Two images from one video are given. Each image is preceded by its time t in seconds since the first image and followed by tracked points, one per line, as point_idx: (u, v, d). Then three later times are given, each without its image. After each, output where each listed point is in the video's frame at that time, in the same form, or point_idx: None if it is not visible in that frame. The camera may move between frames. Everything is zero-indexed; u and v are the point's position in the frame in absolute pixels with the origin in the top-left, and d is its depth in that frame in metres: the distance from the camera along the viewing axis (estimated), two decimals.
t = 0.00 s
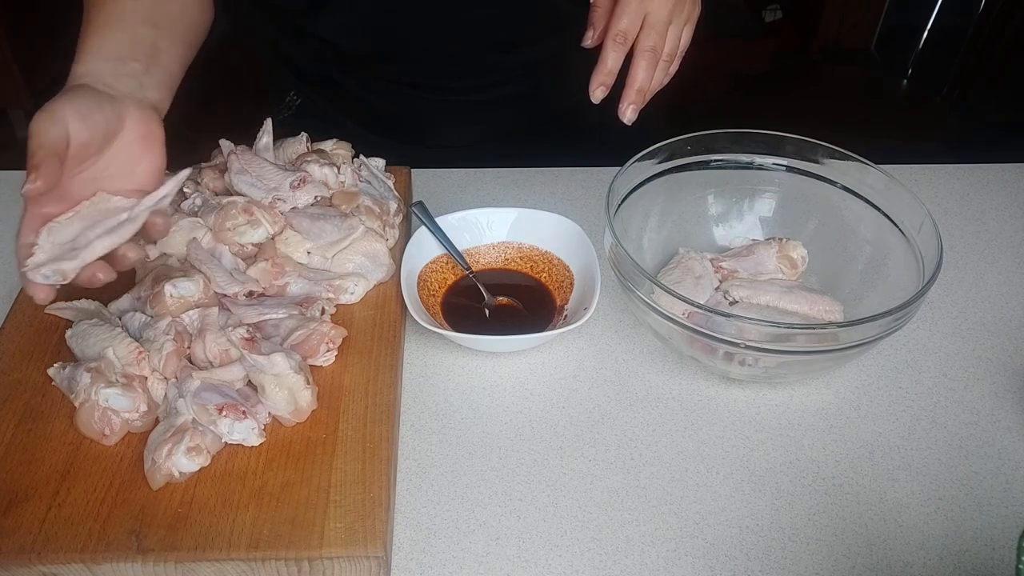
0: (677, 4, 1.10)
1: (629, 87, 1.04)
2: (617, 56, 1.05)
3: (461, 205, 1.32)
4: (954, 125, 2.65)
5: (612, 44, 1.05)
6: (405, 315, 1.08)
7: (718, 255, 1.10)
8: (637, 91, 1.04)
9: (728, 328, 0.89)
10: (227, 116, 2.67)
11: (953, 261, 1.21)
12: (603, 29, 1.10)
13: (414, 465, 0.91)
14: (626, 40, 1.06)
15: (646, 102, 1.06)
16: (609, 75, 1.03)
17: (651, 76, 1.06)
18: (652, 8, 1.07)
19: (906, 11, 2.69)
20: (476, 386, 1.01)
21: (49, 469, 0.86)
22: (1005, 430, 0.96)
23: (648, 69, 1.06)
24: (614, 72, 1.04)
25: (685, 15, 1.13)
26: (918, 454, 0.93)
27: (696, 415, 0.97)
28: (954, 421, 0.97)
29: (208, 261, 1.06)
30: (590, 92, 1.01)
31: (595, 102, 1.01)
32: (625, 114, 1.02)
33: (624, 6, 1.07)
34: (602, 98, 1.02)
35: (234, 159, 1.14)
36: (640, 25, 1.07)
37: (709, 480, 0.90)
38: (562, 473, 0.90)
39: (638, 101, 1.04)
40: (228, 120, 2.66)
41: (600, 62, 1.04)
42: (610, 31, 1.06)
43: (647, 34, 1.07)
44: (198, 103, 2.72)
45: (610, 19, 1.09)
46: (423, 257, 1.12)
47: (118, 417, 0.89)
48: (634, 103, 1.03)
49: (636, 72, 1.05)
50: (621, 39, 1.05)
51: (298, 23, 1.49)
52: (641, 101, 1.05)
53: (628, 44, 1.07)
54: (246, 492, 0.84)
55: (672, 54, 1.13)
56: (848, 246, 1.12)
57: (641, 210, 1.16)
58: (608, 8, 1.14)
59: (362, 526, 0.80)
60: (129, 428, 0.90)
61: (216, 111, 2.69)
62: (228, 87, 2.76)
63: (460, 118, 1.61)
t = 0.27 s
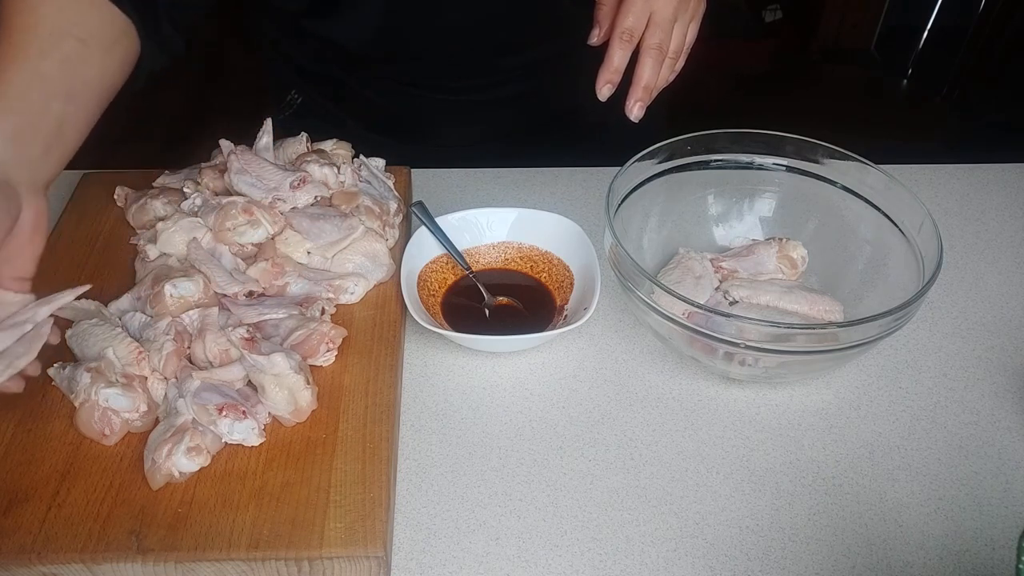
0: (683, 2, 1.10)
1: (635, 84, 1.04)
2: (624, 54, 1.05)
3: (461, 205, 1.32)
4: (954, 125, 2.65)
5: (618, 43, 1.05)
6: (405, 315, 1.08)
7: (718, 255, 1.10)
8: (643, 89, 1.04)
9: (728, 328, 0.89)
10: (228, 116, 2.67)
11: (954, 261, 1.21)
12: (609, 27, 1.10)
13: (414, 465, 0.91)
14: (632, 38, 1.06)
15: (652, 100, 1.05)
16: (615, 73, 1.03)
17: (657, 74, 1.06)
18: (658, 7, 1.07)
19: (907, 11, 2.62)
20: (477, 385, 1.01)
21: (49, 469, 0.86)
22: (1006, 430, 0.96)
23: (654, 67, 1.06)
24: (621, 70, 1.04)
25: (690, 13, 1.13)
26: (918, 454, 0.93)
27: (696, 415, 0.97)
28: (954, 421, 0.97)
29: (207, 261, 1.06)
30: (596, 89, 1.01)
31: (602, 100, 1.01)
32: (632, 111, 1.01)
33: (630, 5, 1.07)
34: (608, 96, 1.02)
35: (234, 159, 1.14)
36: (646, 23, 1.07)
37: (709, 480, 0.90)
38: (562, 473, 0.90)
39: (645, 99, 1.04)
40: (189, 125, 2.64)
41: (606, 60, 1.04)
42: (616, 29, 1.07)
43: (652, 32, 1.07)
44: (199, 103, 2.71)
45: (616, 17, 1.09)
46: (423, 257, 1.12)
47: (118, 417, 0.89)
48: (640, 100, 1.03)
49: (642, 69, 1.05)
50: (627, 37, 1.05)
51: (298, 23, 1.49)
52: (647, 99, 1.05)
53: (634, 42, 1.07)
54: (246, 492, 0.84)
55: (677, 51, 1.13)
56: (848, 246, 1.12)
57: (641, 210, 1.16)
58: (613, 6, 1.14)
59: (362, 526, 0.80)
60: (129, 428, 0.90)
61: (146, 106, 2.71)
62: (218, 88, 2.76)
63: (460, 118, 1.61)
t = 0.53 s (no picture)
0: (679, 2, 1.10)
1: (631, 84, 1.04)
2: (619, 54, 1.05)
3: (461, 205, 1.32)
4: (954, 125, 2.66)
5: (614, 43, 1.05)
6: (405, 316, 1.08)
7: (718, 255, 1.10)
8: (639, 89, 1.04)
9: (728, 328, 0.89)
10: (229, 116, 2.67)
11: (954, 261, 1.21)
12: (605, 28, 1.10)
13: (414, 465, 0.91)
14: (628, 38, 1.06)
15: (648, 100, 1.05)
16: (611, 73, 1.03)
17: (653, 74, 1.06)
18: (653, 7, 1.07)
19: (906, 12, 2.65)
20: (476, 385, 1.01)
21: (50, 469, 0.86)
22: (1005, 430, 0.96)
23: (649, 67, 1.06)
24: (616, 70, 1.04)
25: (687, 13, 1.13)
26: (918, 454, 0.93)
27: (696, 415, 0.97)
28: (954, 421, 0.97)
29: (208, 261, 1.06)
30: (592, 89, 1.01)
31: (598, 100, 1.01)
32: (627, 111, 1.01)
33: (625, 5, 1.07)
34: (604, 96, 1.02)
35: (234, 159, 1.14)
36: (642, 24, 1.07)
37: (709, 480, 0.90)
38: (562, 473, 0.90)
39: (640, 100, 1.04)
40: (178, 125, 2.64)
41: (602, 60, 1.04)
42: (611, 29, 1.07)
43: (648, 32, 1.07)
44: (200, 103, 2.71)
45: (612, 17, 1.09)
46: (423, 257, 1.12)
47: (118, 417, 0.89)
48: (636, 100, 1.03)
49: (637, 69, 1.05)
50: (622, 37, 1.05)
51: (298, 23, 1.49)
52: (643, 99, 1.05)
53: (630, 42, 1.07)
54: (246, 492, 0.84)
55: (674, 52, 1.13)
56: (848, 246, 1.12)
57: (641, 210, 1.16)
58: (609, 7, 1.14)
59: (362, 527, 0.80)
60: (129, 428, 0.90)
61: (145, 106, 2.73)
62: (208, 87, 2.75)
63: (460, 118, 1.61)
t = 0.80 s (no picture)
0: (679, 7, 1.10)
1: (631, 91, 1.05)
2: (619, 61, 1.06)
3: (461, 205, 1.32)
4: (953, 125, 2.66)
5: (614, 49, 1.05)
6: (405, 316, 1.08)
7: (718, 255, 1.10)
8: (639, 96, 1.05)
9: (728, 328, 0.89)
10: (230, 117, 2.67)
11: (953, 261, 1.21)
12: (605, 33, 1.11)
13: (414, 465, 0.91)
14: (628, 44, 1.06)
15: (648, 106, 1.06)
16: (611, 79, 1.04)
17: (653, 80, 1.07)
18: (653, 13, 1.06)
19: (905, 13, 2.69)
20: (476, 385, 1.01)
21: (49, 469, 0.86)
22: (1005, 430, 0.96)
23: (650, 73, 1.06)
24: (616, 77, 1.04)
25: (687, 18, 1.13)
26: (918, 454, 0.93)
27: (696, 415, 0.97)
28: (954, 421, 0.97)
29: (208, 262, 1.05)
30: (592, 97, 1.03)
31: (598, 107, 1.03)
32: (627, 118, 1.02)
33: (625, 11, 1.07)
34: (604, 103, 1.02)
35: (234, 159, 1.14)
36: (642, 29, 1.07)
37: (709, 480, 0.90)
38: (561, 473, 0.90)
39: (640, 106, 1.04)
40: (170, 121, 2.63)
41: (601, 67, 1.04)
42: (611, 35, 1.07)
43: (648, 37, 1.07)
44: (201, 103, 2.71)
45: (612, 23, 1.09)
46: (423, 257, 1.12)
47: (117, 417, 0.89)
48: (636, 107, 1.04)
49: (638, 76, 1.05)
50: (622, 43, 1.06)
51: (298, 24, 1.49)
52: (643, 105, 1.05)
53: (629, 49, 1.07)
54: (247, 492, 0.84)
55: (674, 56, 1.14)
56: (848, 246, 1.12)
57: (641, 210, 1.16)
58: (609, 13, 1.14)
59: (362, 527, 0.80)
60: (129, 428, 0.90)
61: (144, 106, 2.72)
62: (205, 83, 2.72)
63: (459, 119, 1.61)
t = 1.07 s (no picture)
0: (683, 9, 1.10)
1: (636, 93, 1.05)
2: (624, 63, 1.06)
3: (461, 205, 1.32)
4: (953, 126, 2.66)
5: (618, 51, 1.06)
6: (405, 316, 1.08)
7: (718, 255, 1.10)
8: (644, 97, 1.04)
9: (728, 328, 0.89)
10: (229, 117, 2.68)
11: (953, 261, 1.21)
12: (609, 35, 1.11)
13: (414, 465, 0.91)
14: (632, 46, 1.07)
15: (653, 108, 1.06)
16: (616, 81, 1.04)
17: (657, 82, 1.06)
18: (657, 14, 1.07)
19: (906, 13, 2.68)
20: (476, 385, 1.01)
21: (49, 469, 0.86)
22: (1005, 430, 0.96)
23: (654, 75, 1.06)
24: (621, 78, 1.04)
25: (690, 20, 1.13)
26: (918, 454, 0.93)
27: (696, 415, 0.97)
28: (954, 421, 0.97)
29: (208, 262, 1.06)
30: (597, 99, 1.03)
31: (603, 108, 1.02)
32: (632, 119, 1.02)
33: (629, 13, 1.07)
34: (608, 105, 1.02)
35: (234, 159, 1.14)
36: (646, 31, 1.07)
37: (709, 479, 0.90)
38: (562, 473, 0.90)
39: (645, 107, 1.04)
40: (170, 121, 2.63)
41: (606, 68, 1.04)
42: (616, 37, 1.07)
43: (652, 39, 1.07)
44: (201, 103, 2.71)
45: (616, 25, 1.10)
46: (423, 257, 1.12)
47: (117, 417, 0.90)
48: (640, 108, 1.04)
49: (642, 78, 1.05)
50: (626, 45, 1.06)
51: (298, 24, 1.49)
52: (648, 107, 1.05)
53: (634, 51, 1.07)
54: (246, 492, 0.84)
55: (678, 59, 1.14)
56: (848, 246, 1.12)
57: (640, 210, 1.16)
58: (613, 15, 1.14)
59: (361, 527, 0.80)
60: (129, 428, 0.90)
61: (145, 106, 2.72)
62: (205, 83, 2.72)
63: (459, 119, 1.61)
